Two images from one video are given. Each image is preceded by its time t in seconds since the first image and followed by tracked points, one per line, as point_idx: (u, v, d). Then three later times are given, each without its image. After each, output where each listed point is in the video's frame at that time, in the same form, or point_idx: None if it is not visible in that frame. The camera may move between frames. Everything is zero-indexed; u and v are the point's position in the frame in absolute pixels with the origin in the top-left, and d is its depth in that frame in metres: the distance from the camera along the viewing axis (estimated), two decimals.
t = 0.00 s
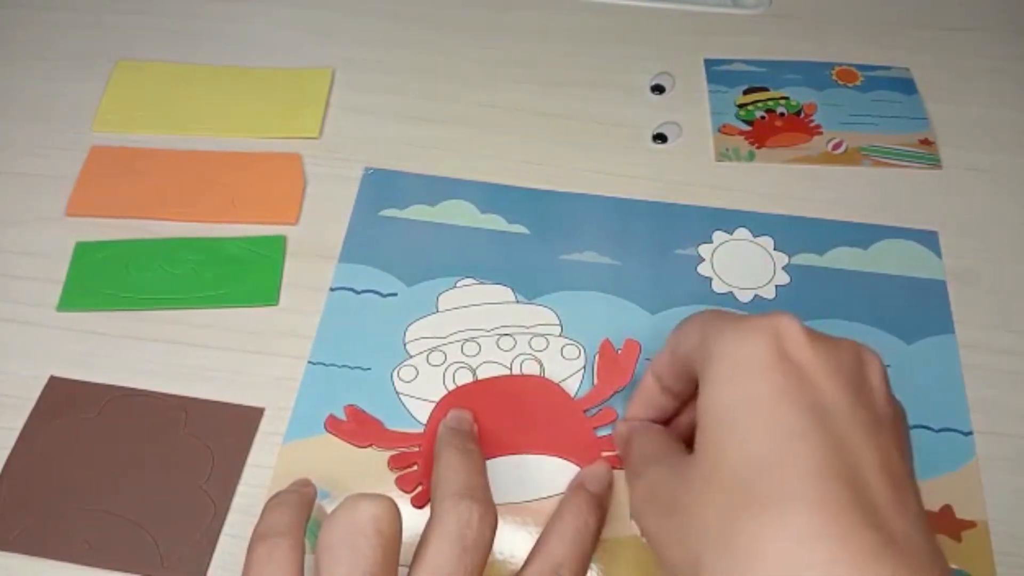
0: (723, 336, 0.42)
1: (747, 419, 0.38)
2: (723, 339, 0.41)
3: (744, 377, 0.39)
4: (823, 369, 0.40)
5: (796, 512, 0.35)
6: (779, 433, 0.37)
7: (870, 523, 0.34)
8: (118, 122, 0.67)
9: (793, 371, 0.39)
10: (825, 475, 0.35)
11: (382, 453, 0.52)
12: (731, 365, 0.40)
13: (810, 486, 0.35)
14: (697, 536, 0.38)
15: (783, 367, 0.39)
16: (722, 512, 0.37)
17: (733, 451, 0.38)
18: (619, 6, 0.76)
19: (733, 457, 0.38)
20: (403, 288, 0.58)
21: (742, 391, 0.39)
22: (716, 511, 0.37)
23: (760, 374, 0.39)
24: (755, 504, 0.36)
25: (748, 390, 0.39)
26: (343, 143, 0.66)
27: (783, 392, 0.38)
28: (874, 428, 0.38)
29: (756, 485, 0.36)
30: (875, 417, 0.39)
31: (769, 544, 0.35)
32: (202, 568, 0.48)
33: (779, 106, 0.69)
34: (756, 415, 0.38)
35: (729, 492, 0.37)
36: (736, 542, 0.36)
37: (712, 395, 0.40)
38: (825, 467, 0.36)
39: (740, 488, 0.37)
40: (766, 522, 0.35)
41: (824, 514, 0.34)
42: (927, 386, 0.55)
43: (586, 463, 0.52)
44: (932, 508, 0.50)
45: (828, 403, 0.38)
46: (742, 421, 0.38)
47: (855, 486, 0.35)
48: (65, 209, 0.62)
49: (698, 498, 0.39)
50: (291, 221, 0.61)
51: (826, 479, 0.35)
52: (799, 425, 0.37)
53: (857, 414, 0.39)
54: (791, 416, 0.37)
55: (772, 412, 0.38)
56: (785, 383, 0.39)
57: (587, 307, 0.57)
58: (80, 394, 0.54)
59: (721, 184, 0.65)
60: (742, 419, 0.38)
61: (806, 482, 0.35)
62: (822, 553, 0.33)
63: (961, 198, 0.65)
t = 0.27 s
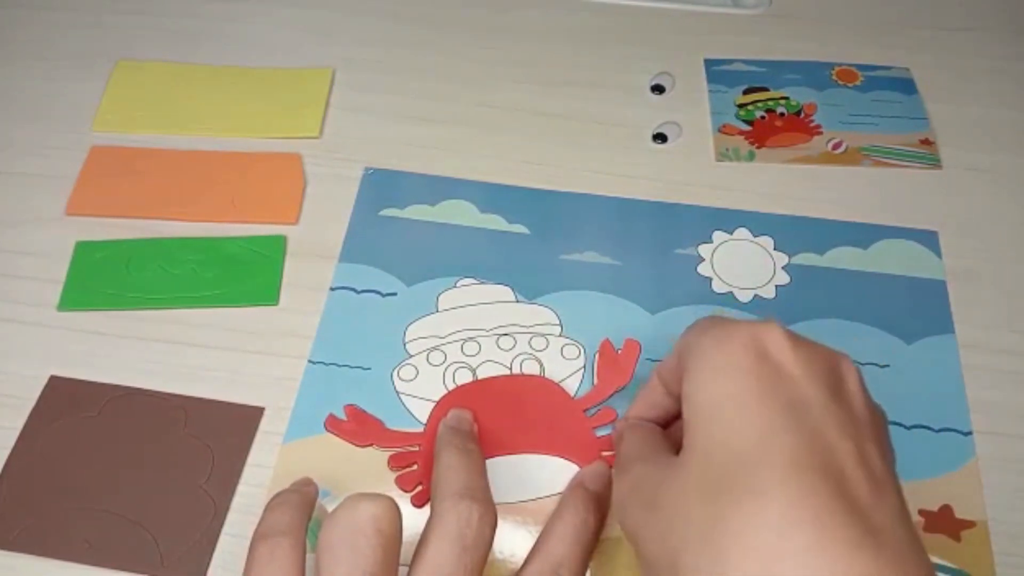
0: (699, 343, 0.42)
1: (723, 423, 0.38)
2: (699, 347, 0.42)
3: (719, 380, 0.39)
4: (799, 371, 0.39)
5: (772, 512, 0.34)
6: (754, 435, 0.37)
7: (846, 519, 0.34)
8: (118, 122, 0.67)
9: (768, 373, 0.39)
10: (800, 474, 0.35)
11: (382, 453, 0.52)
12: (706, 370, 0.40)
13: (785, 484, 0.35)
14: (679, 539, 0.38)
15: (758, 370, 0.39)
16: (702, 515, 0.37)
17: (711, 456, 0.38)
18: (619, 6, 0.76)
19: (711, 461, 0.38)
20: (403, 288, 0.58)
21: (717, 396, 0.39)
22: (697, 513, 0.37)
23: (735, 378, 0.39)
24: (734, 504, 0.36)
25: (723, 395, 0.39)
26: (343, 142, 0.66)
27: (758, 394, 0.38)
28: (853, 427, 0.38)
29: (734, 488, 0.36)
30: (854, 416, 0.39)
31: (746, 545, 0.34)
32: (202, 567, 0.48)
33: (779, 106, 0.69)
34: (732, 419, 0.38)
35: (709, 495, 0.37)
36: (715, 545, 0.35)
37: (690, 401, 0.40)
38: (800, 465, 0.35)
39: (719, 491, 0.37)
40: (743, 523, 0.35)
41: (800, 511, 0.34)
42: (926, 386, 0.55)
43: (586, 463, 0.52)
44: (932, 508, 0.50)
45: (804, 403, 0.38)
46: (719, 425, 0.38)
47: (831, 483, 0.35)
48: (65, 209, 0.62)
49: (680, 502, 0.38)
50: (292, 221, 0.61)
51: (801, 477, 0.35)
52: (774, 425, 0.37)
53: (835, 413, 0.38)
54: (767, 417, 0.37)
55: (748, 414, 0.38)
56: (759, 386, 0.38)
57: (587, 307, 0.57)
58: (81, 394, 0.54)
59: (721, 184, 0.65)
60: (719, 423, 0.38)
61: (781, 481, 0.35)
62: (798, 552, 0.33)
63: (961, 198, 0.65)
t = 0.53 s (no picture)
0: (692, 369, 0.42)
1: (719, 449, 0.38)
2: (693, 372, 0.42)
3: (714, 406, 0.39)
4: (794, 395, 0.39)
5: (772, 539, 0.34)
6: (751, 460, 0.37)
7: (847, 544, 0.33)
8: (118, 122, 0.67)
9: (762, 399, 0.39)
10: (798, 501, 0.35)
11: (382, 452, 0.52)
12: (700, 396, 0.40)
13: (784, 511, 0.35)
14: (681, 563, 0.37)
15: (752, 394, 0.39)
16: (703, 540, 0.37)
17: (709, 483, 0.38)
18: (619, 6, 0.76)
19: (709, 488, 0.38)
20: (403, 288, 0.58)
21: (712, 422, 0.39)
22: (697, 537, 0.37)
23: (729, 403, 0.39)
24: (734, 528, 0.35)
25: (718, 421, 0.39)
26: (343, 142, 0.66)
27: (753, 420, 0.38)
28: (849, 451, 0.38)
29: (733, 513, 0.36)
30: (850, 439, 0.39)
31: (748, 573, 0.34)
32: (202, 567, 0.48)
33: (779, 106, 0.69)
34: (728, 445, 0.38)
35: (708, 521, 0.37)
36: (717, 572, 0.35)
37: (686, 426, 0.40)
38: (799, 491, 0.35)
39: (718, 517, 0.36)
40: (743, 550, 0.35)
41: (800, 537, 0.34)
42: (926, 386, 0.55)
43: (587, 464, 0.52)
44: (932, 508, 0.50)
45: (799, 429, 0.38)
46: (715, 451, 0.38)
47: (830, 508, 0.35)
48: (65, 209, 0.62)
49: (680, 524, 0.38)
50: (292, 221, 0.61)
51: (799, 504, 0.35)
52: (771, 451, 0.37)
53: (830, 437, 0.38)
54: (762, 443, 0.37)
55: (744, 440, 0.38)
56: (754, 411, 0.38)
57: (587, 307, 0.57)
58: (81, 394, 0.54)
59: (721, 184, 0.65)
60: (715, 449, 0.38)
61: (781, 507, 0.35)
62: None
63: (961, 198, 0.65)
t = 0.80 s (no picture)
0: (707, 364, 0.42)
1: (735, 444, 0.38)
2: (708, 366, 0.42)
3: (731, 402, 0.39)
4: (807, 394, 0.40)
5: (790, 537, 0.34)
6: (768, 457, 0.37)
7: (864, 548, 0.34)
8: (118, 122, 0.67)
9: (777, 397, 0.39)
10: (815, 501, 0.35)
11: (382, 453, 0.52)
12: (717, 391, 0.40)
13: (802, 510, 0.35)
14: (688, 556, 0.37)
15: (768, 391, 0.39)
16: (715, 535, 0.37)
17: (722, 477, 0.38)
18: (619, 7, 0.76)
19: (722, 482, 0.38)
20: (403, 288, 0.58)
21: (728, 417, 0.39)
22: (709, 533, 0.37)
23: (745, 399, 0.39)
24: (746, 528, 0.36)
25: (733, 415, 0.39)
26: (342, 142, 0.66)
27: (769, 417, 0.38)
28: (858, 452, 0.39)
29: (749, 510, 0.36)
30: (859, 440, 0.39)
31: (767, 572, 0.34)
32: (202, 567, 0.48)
33: (779, 106, 0.69)
34: (744, 440, 0.38)
35: (720, 515, 0.37)
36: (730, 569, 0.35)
37: (700, 419, 0.40)
38: (815, 491, 0.36)
39: (732, 511, 0.37)
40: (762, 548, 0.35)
41: (818, 536, 0.34)
42: (926, 386, 0.55)
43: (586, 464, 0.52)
44: (932, 508, 0.50)
45: (813, 428, 0.38)
46: (730, 445, 0.38)
47: (844, 508, 0.35)
48: (65, 209, 0.62)
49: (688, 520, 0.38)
50: (291, 221, 0.61)
51: (816, 504, 0.35)
52: (787, 449, 0.37)
53: (841, 437, 0.39)
54: (779, 441, 0.37)
55: (760, 435, 0.38)
56: (770, 408, 0.39)
57: (587, 307, 0.57)
58: (81, 394, 0.54)
59: (721, 184, 0.65)
60: (730, 444, 0.38)
61: (798, 505, 0.35)
62: None
63: (961, 198, 0.65)
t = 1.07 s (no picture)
0: (698, 355, 0.42)
1: (723, 433, 0.38)
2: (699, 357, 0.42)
3: (720, 392, 0.39)
4: (796, 385, 0.40)
5: (774, 523, 0.35)
6: (755, 447, 0.37)
7: (849, 537, 0.34)
8: (118, 122, 0.67)
9: (766, 387, 0.39)
10: (801, 489, 0.35)
11: (381, 453, 0.52)
12: (706, 381, 0.40)
13: (787, 498, 0.35)
14: (675, 545, 0.38)
15: (757, 382, 0.39)
16: (702, 523, 0.37)
17: (710, 466, 0.38)
18: (619, 7, 0.76)
19: (710, 471, 0.38)
20: (403, 288, 0.58)
21: (717, 407, 0.39)
22: (696, 522, 0.37)
23: (735, 388, 0.39)
24: (734, 518, 0.36)
25: (722, 402, 0.39)
26: (343, 142, 0.66)
27: (757, 408, 0.38)
28: (847, 442, 0.39)
29: (736, 498, 0.36)
30: (848, 431, 0.39)
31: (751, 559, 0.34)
32: (202, 567, 0.48)
33: (779, 106, 0.69)
34: (732, 430, 0.38)
35: (707, 504, 0.37)
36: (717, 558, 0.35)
37: (690, 410, 0.40)
38: (800, 480, 0.36)
39: (719, 500, 0.37)
40: (747, 537, 0.35)
41: (798, 522, 0.34)
42: (926, 386, 0.55)
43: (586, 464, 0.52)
44: (932, 508, 0.50)
45: (802, 418, 0.39)
46: (718, 434, 0.38)
47: (828, 496, 0.35)
48: (65, 209, 0.62)
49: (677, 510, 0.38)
50: (291, 221, 0.61)
51: (800, 492, 0.35)
52: (775, 439, 0.37)
53: (830, 427, 0.39)
54: (766, 430, 0.38)
55: (747, 422, 0.38)
56: (759, 399, 0.39)
57: (587, 307, 0.57)
58: (82, 394, 0.54)
59: (721, 184, 0.65)
60: (717, 430, 0.39)
61: (781, 491, 0.35)
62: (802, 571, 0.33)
63: (961, 198, 0.65)
